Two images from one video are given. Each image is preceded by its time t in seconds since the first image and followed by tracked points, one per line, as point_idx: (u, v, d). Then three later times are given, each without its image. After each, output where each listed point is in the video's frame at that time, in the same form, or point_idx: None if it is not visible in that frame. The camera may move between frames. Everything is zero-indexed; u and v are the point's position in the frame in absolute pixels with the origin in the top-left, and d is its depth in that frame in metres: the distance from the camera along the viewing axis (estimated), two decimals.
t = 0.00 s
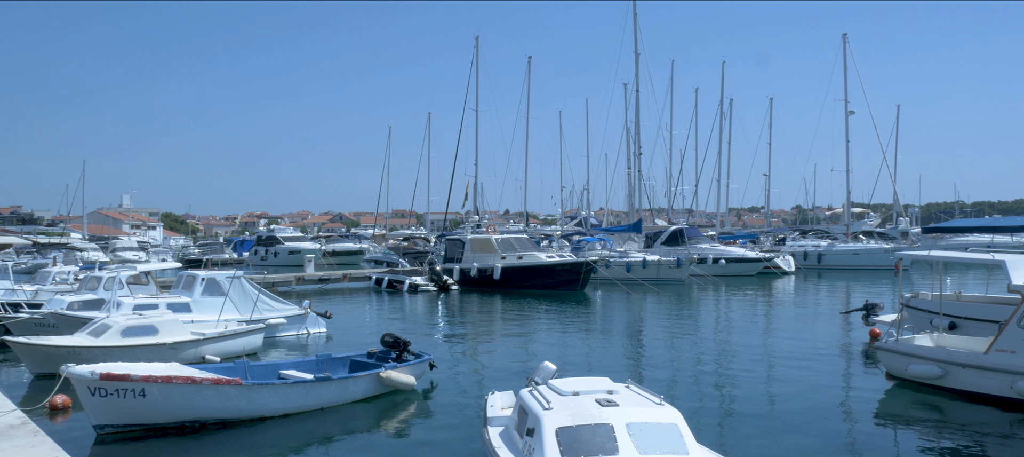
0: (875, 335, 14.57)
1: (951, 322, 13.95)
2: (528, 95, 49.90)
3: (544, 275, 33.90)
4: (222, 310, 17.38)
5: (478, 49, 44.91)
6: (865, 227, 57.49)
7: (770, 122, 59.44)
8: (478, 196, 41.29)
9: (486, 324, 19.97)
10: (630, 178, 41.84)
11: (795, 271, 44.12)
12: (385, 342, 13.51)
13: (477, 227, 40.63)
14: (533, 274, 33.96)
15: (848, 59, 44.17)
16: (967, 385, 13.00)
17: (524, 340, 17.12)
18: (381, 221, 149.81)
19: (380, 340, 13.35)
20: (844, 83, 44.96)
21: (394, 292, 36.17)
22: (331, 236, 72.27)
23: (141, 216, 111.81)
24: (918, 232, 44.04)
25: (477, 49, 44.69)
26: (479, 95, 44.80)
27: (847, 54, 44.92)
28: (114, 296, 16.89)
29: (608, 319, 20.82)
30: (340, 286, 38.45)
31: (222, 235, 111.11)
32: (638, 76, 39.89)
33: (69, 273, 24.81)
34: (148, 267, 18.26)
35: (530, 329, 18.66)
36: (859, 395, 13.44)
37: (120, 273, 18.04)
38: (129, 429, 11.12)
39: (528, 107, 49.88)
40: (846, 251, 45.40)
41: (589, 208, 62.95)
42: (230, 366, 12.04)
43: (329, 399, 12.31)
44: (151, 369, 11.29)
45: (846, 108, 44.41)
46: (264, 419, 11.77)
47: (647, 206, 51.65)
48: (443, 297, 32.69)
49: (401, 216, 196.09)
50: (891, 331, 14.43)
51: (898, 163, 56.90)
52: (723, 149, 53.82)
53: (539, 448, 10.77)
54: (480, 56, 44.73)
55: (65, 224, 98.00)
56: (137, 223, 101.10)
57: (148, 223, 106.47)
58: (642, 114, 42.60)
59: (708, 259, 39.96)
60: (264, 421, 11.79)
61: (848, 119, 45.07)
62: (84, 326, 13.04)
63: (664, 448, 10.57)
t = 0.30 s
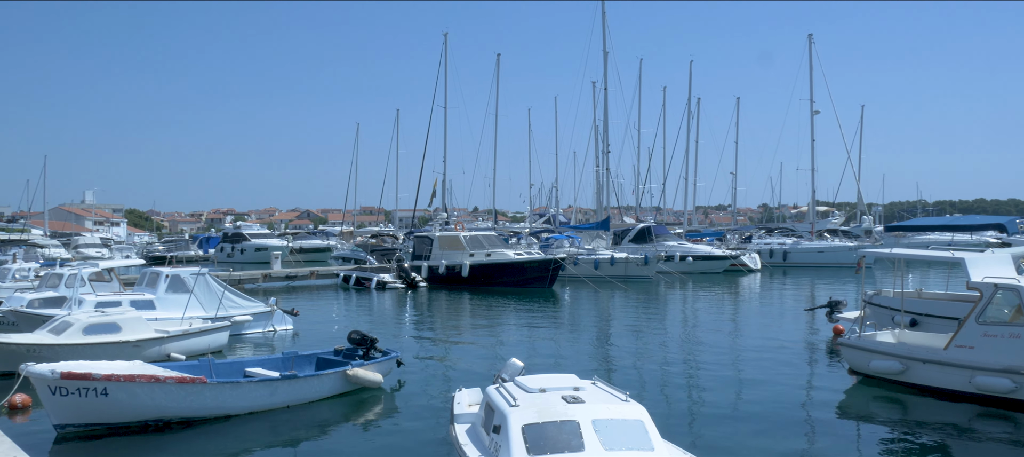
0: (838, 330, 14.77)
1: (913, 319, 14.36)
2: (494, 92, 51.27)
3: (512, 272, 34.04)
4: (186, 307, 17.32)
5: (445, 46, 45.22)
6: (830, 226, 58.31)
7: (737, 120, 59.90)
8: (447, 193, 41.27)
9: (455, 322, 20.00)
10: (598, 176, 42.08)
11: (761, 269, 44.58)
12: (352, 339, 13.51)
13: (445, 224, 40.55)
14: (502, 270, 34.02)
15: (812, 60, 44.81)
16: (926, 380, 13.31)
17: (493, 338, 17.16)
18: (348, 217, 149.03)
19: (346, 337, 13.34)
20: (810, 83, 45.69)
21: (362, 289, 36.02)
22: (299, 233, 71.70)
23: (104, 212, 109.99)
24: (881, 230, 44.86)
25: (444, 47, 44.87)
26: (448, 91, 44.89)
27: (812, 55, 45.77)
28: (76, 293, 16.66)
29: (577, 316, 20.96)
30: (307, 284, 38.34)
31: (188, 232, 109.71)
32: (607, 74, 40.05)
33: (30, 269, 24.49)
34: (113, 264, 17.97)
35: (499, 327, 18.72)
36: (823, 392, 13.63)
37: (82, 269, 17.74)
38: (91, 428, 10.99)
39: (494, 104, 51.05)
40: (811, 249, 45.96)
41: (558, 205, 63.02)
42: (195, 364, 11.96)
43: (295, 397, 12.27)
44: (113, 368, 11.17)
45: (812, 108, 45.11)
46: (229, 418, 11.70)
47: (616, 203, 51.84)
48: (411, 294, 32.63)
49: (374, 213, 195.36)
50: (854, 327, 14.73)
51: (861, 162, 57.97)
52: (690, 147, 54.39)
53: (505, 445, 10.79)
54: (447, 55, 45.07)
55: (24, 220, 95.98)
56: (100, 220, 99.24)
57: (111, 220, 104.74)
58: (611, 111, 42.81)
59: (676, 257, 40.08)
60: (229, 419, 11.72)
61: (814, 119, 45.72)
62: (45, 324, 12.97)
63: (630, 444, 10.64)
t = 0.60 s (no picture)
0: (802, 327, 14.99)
1: (876, 316, 14.69)
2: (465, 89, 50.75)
3: (481, 269, 34.04)
4: (150, 304, 17.32)
5: (415, 42, 45.21)
6: (795, 224, 59.07)
7: (704, 118, 60.16)
8: (415, 190, 41.18)
9: (423, 319, 20.01)
10: (567, 173, 42.24)
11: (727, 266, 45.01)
12: (319, 336, 13.50)
13: (414, 221, 40.37)
14: (470, 267, 34.00)
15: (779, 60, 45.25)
16: (888, 376, 13.59)
17: (461, 335, 17.19)
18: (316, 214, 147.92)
19: (314, 334, 13.33)
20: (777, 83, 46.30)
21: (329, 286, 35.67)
22: (265, 230, 71.05)
23: (66, 208, 107.94)
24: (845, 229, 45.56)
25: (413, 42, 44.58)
26: (417, 87, 44.81)
27: (779, 55, 46.41)
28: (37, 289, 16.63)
29: (546, 313, 21.07)
30: (273, 280, 38.13)
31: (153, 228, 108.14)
32: (577, 72, 40.09)
33: None
34: (75, 260, 17.74)
35: (468, 324, 18.75)
36: (788, 388, 13.81)
37: (43, 265, 17.63)
38: (52, 426, 10.87)
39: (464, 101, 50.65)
40: (777, 247, 46.40)
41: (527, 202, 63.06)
42: (158, 361, 11.89)
43: (261, 394, 12.23)
44: (74, 365, 11.04)
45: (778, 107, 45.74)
46: (194, 415, 11.64)
47: (584, 200, 51.96)
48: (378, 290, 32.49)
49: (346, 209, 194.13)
50: (819, 323, 14.98)
51: (827, 161, 58.80)
52: (659, 146, 54.81)
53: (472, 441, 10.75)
54: (417, 50, 44.87)
55: None
56: (62, 215, 97.29)
57: (72, 216, 102.88)
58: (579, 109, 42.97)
59: (644, 254, 40.44)
60: (194, 417, 11.65)
61: (781, 118, 46.38)
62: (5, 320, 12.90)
63: (595, 440, 10.67)
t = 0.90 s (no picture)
0: (768, 324, 15.19)
1: (841, 314, 14.93)
2: (434, 85, 50.38)
3: (449, 266, 34.07)
4: (114, 300, 17.21)
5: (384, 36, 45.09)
6: (763, 222, 59.66)
7: (675, 117, 60.41)
8: (384, 186, 41.05)
9: (393, 316, 20.07)
10: (536, 171, 42.45)
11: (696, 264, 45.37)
12: (286, 333, 13.50)
13: (383, 217, 40.17)
14: (438, 264, 34.01)
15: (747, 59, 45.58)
16: (852, 372, 13.82)
17: (431, 333, 17.23)
18: (285, 209, 146.90)
19: (281, 331, 13.33)
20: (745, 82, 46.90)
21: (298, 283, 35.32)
22: (231, 225, 70.33)
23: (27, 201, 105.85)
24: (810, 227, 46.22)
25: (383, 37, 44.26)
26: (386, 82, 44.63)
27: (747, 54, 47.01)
28: None
29: (514, 310, 21.21)
30: (240, 276, 37.99)
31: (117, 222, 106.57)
32: (547, 69, 40.21)
33: None
34: (37, 256, 17.60)
35: (437, 321, 18.80)
36: (754, 385, 13.98)
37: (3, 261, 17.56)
38: (11, 425, 10.73)
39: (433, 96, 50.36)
40: (744, 245, 46.76)
41: (497, 199, 63.18)
42: (122, 358, 11.82)
43: (226, 391, 12.19)
44: (35, 362, 10.92)
45: (747, 106, 46.32)
46: (157, 412, 11.56)
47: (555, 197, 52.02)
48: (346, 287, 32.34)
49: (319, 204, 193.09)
50: (785, 321, 15.21)
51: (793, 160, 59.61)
52: (628, 143, 55.25)
53: (439, 439, 10.67)
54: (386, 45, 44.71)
55: None
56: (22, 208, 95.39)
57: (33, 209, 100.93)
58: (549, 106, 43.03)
59: (613, 252, 40.62)
60: (158, 414, 11.57)
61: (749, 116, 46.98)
62: None
63: (562, 437, 10.64)
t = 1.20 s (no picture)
0: (737, 322, 15.36)
1: (809, 312, 15.14)
2: (404, 82, 50.44)
3: (419, 263, 34.05)
4: (78, 296, 17.15)
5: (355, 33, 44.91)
6: (732, 221, 60.29)
7: (645, 115, 60.96)
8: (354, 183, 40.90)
9: (362, 313, 20.10)
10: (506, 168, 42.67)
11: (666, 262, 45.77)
12: (253, 330, 13.49)
13: (353, 214, 40.03)
14: (408, 261, 33.98)
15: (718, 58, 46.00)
16: (819, 371, 13.97)
17: (401, 330, 17.27)
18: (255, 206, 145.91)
19: (248, 328, 13.31)
20: (715, 81, 47.47)
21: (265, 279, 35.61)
22: (197, 222, 69.73)
23: None
24: (778, 225, 46.83)
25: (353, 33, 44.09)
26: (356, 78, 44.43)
27: (717, 54, 47.60)
28: None
29: (485, 307, 21.30)
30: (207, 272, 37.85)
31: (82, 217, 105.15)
32: (519, 66, 40.31)
33: None
34: None
35: (408, 319, 18.85)
36: (722, 383, 14.13)
37: None
38: None
39: (404, 93, 50.40)
40: (714, 243, 47.16)
41: (467, 196, 63.28)
42: (86, 355, 11.72)
43: (192, 389, 12.13)
44: None
45: (717, 105, 46.85)
46: (122, 411, 11.48)
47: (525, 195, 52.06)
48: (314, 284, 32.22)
49: (293, 200, 191.85)
50: (753, 319, 15.39)
51: (762, 160, 60.36)
52: (599, 142, 55.68)
53: (407, 436, 10.60)
54: (357, 41, 44.53)
55: None
56: None
57: None
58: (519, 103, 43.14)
59: (583, 249, 40.97)
60: (122, 413, 11.49)
61: (719, 115, 47.52)
62: None
63: (530, 434, 10.58)
